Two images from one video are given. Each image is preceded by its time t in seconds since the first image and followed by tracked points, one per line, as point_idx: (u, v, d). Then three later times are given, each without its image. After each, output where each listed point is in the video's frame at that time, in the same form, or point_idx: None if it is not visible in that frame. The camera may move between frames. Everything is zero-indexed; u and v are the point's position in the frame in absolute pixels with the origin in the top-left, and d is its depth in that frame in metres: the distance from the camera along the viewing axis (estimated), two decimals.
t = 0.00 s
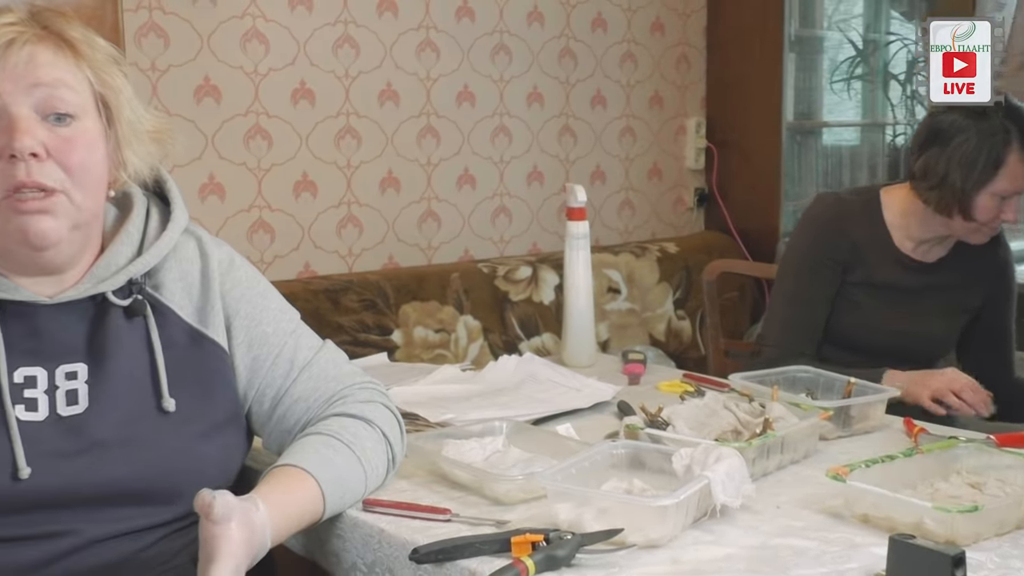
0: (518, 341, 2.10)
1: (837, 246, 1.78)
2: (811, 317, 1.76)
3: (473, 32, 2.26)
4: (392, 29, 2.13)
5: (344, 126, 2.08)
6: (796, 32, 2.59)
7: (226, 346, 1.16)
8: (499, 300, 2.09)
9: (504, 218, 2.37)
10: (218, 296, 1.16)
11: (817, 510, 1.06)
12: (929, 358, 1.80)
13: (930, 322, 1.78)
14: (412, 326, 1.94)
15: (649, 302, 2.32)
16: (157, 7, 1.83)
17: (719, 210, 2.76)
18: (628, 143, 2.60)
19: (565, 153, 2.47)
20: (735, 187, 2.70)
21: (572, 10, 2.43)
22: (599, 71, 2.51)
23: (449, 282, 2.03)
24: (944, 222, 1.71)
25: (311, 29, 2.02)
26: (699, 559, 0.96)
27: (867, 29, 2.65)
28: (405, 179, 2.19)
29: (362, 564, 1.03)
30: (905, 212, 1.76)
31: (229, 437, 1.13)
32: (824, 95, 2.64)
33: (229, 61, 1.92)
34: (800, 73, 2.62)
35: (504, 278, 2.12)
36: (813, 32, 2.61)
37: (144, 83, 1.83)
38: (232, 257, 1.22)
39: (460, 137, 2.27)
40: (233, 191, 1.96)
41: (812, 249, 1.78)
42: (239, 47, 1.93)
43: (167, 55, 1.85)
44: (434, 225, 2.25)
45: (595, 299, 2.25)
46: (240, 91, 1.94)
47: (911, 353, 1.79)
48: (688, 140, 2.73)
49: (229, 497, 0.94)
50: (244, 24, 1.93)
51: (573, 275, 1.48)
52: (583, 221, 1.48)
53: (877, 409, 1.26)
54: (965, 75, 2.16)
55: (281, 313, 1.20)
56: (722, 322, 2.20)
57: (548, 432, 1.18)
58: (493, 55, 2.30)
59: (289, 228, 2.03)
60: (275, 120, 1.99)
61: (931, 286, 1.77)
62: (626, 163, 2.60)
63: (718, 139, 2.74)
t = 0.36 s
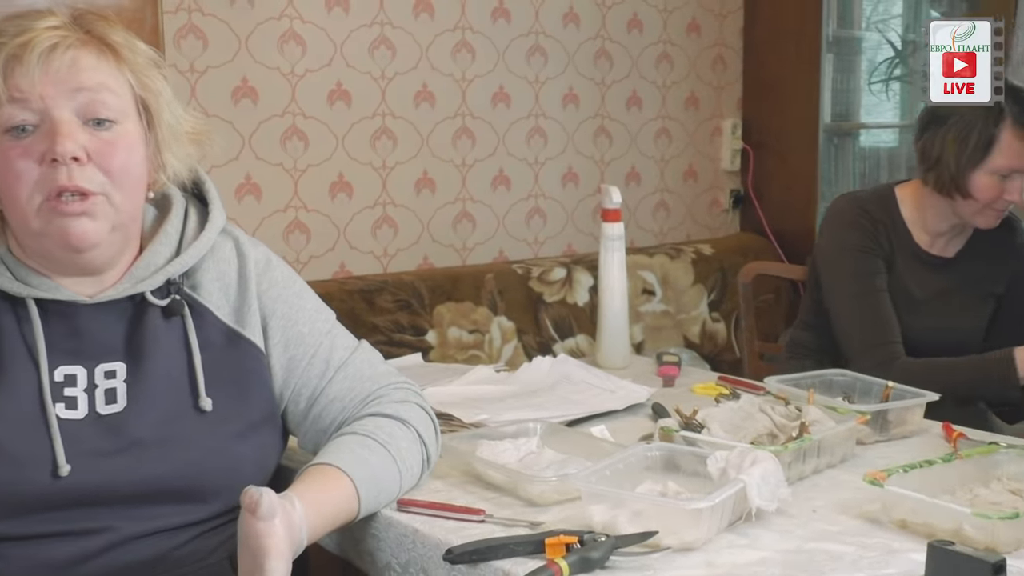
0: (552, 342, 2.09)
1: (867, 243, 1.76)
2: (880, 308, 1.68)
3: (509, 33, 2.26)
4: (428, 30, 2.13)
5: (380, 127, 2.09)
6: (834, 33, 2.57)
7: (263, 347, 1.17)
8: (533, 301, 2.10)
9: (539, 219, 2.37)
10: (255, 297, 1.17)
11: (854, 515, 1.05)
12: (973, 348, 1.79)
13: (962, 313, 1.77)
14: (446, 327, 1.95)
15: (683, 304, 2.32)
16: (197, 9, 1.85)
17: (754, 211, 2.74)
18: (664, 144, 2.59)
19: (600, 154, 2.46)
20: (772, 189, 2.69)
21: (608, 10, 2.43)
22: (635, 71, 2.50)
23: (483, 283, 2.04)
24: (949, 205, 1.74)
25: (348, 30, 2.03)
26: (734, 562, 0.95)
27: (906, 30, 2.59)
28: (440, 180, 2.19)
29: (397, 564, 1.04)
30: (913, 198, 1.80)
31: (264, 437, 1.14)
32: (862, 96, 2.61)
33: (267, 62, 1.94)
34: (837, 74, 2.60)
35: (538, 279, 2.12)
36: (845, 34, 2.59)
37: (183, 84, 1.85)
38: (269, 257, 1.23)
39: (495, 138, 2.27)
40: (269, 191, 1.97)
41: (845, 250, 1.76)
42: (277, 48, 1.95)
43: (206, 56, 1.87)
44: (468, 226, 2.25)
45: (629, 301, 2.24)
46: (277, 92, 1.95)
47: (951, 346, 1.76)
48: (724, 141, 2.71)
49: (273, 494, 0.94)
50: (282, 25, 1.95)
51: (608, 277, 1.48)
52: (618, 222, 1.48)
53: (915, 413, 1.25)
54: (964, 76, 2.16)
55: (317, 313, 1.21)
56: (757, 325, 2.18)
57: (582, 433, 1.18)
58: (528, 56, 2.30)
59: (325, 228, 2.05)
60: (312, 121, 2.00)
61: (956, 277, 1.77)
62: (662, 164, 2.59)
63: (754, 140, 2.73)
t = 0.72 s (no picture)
0: (587, 344, 2.09)
1: (887, 244, 1.76)
2: (901, 307, 1.67)
3: (547, 33, 2.26)
4: (465, 32, 2.14)
5: (417, 128, 2.10)
6: (874, 34, 2.54)
7: (301, 346, 1.18)
8: (569, 303, 2.09)
9: (575, 221, 2.36)
10: (294, 297, 1.18)
11: (893, 521, 1.04)
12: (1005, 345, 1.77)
13: (988, 313, 1.75)
14: (482, 328, 1.96)
15: (720, 307, 2.31)
16: (237, 11, 1.87)
17: (793, 216, 2.72)
18: (701, 147, 2.58)
19: (637, 156, 2.45)
20: (814, 194, 2.65)
21: (646, 11, 2.42)
22: (672, 73, 2.49)
23: (519, 284, 2.04)
24: (966, 199, 1.75)
25: (386, 32, 2.04)
26: (771, 567, 0.94)
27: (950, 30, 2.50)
28: (476, 182, 2.20)
29: (431, 564, 1.03)
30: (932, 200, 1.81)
31: (302, 436, 1.15)
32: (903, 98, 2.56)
33: (306, 64, 1.95)
34: (878, 76, 2.56)
35: (575, 280, 2.11)
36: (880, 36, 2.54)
37: (223, 85, 1.87)
38: (308, 257, 1.24)
39: (532, 139, 2.27)
40: (308, 192, 1.99)
41: (865, 251, 1.76)
42: (316, 50, 1.96)
43: (245, 58, 1.89)
44: (505, 227, 2.26)
45: (665, 303, 2.24)
46: (315, 93, 1.97)
47: (977, 345, 1.76)
48: (763, 144, 2.69)
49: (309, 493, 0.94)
50: (321, 27, 1.96)
51: (645, 279, 1.47)
52: (655, 224, 1.47)
53: (956, 419, 1.23)
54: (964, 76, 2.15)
55: (354, 313, 1.21)
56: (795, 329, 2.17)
57: (618, 435, 1.18)
58: (566, 58, 2.30)
59: (362, 228, 2.06)
60: (349, 122, 2.02)
61: (980, 276, 1.77)
62: (698, 166, 2.58)
63: (792, 142, 2.70)
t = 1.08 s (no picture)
0: (622, 346, 2.08)
1: (914, 245, 1.74)
2: (931, 306, 1.65)
3: (583, 34, 2.25)
4: (502, 33, 2.14)
5: (452, 129, 2.10)
6: (912, 36, 2.48)
7: (339, 347, 1.18)
8: (604, 305, 2.09)
9: (609, 222, 2.36)
10: (332, 297, 1.19)
11: (932, 526, 1.02)
12: None
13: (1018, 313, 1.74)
14: (517, 329, 1.96)
15: (756, 309, 2.29)
16: (275, 12, 1.89)
17: (831, 218, 2.69)
18: (738, 148, 2.55)
19: (673, 157, 2.44)
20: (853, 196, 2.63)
21: (683, 12, 2.40)
22: (709, 74, 2.47)
23: (554, 285, 2.04)
24: (992, 197, 1.72)
25: (422, 33, 2.04)
26: (808, 571, 0.93)
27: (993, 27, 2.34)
28: (512, 183, 2.20)
29: (465, 565, 1.03)
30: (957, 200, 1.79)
31: (339, 436, 1.15)
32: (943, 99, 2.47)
33: (342, 65, 1.96)
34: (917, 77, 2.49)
35: (610, 282, 2.11)
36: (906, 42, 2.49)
37: (261, 86, 1.89)
38: (345, 258, 1.25)
39: (567, 140, 2.27)
40: (344, 193, 2.00)
41: (894, 251, 1.73)
42: (353, 52, 1.97)
43: (283, 59, 1.91)
44: (540, 228, 2.26)
45: (701, 305, 2.23)
46: (352, 94, 1.98)
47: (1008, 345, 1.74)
48: (799, 145, 2.67)
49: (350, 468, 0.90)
50: (358, 28, 1.97)
51: (681, 280, 1.47)
52: (691, 226, 1.47)
53: (998, 424, 1.22)
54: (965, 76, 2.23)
55: (390, 314, 1.22)
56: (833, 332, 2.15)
57: (653, 437, 1.18)
58: (602, 59, 2.29)
59: (398, 229, 2.07)
60: (385, 122, 2.03)
61: (1009, 276, 1.75)
62: (735, 168, 2.56)
63: (830, 143, 2.68)
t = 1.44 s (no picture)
0: (656, 347, 2.08)
1: (950, 249, 1.73)
2: (968, 310, 1.63)
3: (618, 35, 2.25)
4: (536, 34, 2.14)
5: (487, 130, 2.11)
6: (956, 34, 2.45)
7: (373, 347, 1.19)
8: (638, 306, 2.09)
9: (644, 223, 2.35)
10: (366, 298, 1.20)
11: (971, 531, 1.00)
12: None
13: None
14: (550, 330, 1.96)
15: (791, 311, 2.28)
16: (311, 14, 1.90)
17: (867, 220, 2.67)
18: (773, 148, 2.53)
19: (708, 158, 2.43)
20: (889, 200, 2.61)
21: (719, 12, 2.39)
22: (745, 74, 2.46)
23: (588, 286, 2.04)
24: None
25: (457, 35, 2.05)
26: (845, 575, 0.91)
27: None
28: (546, 184, 2.20)
29: (498, 566, 1.03)
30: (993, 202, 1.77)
31: (374, 438, 1.15)
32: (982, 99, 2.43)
33: (377, 66, 1.97)
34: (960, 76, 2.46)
35: (644, 283, 2.11)
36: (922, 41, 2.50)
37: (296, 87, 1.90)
38: (380, 259, 1.25)
39: (601, 141, 2.26)
40: (378, 194, 2.01)
41: (928, 254, 1.73)
42: (388, 53, 1.98)
43: (319, 60, 1.91)
44: (574, 230, 2.25)
45: (735, 306, 2.22)
46: (387, 95, 1.99)
47: None
48: (837, 146, 2.65)
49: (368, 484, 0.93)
50: (393, 29, 1.98)
51: (716, 282, 1.47)
52: (726, 227, 1.47)
53: None
54: (965, 76, 2.44)
55: (424, 315, 1.22)
56: (870, 334, 2.13)
57: (688, 439, 1.18)
58: (637, 60, 2.28)
59: (432, 230, 2.07)
60: (420, 123, 2.03)
61: None
62: (771, 169, 2.54)
63: (867, 144, 2.66)
